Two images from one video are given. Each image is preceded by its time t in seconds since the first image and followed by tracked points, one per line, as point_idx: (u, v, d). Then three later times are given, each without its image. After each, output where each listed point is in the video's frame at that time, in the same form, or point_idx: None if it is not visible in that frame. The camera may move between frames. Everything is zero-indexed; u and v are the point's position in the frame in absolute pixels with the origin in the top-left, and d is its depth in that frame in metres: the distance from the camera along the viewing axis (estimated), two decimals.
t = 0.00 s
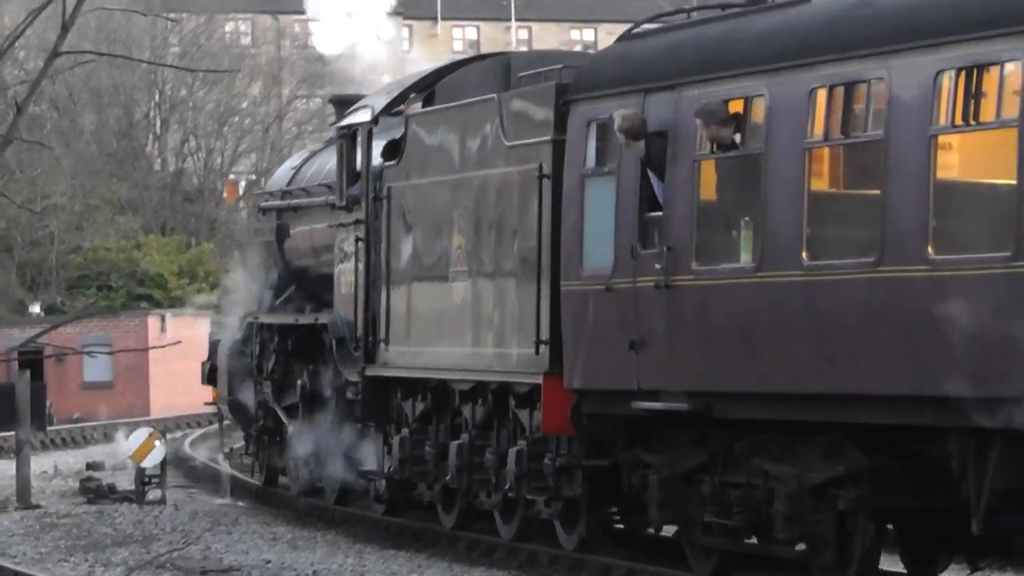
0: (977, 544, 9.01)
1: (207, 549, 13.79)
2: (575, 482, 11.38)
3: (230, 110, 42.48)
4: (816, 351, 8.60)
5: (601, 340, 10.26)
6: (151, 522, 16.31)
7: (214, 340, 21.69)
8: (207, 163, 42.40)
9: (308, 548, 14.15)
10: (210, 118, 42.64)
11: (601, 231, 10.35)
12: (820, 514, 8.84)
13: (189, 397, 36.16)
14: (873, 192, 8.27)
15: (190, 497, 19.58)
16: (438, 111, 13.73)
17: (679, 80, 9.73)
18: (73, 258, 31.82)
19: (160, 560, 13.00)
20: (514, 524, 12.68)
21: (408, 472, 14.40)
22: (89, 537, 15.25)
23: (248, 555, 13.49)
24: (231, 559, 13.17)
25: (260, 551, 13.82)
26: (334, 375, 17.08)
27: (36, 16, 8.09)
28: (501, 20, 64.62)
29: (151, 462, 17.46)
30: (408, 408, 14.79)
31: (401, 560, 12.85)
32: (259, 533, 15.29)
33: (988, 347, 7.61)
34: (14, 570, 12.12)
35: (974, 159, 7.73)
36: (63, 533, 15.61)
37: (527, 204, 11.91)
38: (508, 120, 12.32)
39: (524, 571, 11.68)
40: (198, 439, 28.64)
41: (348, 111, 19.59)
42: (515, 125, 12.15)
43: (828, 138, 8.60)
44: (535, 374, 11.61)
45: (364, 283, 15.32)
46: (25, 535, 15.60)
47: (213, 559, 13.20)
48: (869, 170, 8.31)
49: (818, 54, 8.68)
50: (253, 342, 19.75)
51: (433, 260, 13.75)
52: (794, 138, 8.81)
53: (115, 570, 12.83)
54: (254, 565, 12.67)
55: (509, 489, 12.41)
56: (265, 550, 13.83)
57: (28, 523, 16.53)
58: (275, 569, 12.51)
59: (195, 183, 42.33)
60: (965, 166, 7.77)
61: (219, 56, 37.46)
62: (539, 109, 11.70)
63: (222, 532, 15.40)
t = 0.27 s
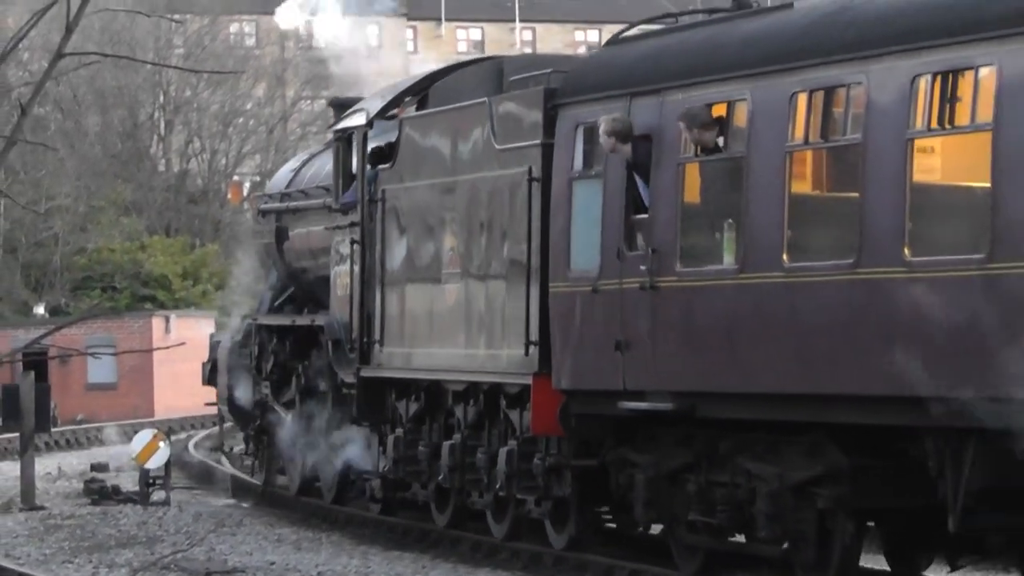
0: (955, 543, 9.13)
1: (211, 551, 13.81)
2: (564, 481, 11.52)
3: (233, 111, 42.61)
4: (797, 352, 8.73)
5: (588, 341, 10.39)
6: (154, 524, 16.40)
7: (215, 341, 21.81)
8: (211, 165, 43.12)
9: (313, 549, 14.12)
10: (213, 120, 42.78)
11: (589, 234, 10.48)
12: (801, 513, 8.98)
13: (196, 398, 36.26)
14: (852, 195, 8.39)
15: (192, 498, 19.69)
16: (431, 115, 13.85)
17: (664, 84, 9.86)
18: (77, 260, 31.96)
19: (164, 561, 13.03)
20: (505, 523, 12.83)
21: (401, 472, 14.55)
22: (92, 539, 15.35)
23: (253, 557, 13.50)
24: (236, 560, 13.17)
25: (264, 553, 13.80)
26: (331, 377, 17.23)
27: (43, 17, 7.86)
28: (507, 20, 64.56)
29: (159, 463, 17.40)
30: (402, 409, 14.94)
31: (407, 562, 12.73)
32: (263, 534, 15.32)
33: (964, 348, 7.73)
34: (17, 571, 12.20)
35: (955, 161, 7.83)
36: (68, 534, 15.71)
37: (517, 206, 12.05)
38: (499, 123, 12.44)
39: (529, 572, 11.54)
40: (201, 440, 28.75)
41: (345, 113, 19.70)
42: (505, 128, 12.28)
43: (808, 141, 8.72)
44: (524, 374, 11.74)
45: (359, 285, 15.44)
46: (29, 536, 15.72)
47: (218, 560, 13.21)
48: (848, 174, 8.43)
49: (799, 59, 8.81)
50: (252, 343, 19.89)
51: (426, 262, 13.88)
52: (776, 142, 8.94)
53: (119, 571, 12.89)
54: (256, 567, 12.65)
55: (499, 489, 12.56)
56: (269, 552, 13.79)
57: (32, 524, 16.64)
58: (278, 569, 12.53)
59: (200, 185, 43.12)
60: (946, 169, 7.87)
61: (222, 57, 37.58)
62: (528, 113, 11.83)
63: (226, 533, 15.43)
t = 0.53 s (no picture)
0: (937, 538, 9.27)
1: (216, 551, 13.82)
2: (555, 479, 11.63)
3: (237, 111, 42.67)
4: (780, 352, 8.84)
5: (578, 340, 10.50)
6: (158, 524, 16.48)
7: (215, 341, 21.89)
8: (215, 166, 43.03)
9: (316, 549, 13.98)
10: (217, 120, 42.85)
11: (578, 234, 10.59)
12: (786, 510, 9.11)
13: (199, 398, 36.33)
14: (835, 197, 8.50)
15: (194, 497, 19.77)
16: (426, 117, 13.95)
17: (652, 86, 9.97)
18: (80, 260, 32.05)
19: (169, 562, 13.04)
20: (498, 522, 12.96)
21: (397, 471, 14.66)
22: (96, 539, 15.43)
23: (256, 556, 13.43)
24: (239, 560, 13.12)
25: (267, 552, 13.75)
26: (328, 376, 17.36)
27: (47, 16, 7.38)
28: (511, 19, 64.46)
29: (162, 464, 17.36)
30: (397, 408, 15.07)
31: (412, 561, 12.68)
32: (267, 534, 15.32)
33: (942, 347, 7.84)
34: (22, 571, 12.25)
35: (940, 161, 7.90)
36: (73, 534, 15.82)
37: (508, 207, 12.17)
38: (492, 125, 12.54)
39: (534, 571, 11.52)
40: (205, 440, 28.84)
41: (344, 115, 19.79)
42: (498, 130, 12.40)
43: (792, 143, 8.83)
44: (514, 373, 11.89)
45: (355, 286, 15.54)
46: (34, 536, 15.81)
47: (222, 561, 13.10)
48: (830, 175, 8.54)
49: (783, 62, 8.92)
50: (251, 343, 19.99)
51: (421, 263, 13.98)
52: (760, 144, 9.05)
53: (123, 572, 12.87)
54: (260, 567, 12.56)
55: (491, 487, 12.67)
56: (272, 551, 13.74)
57: (35, 525, 16.74)
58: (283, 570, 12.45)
59: (203, 185, 42.97)
60: (931, 169, 7.94)
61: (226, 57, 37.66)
62: (518, 115, 11.95)
63: (231, 533, 15.46)
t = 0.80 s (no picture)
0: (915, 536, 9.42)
1: (219, 551, 13.83)
2: (544, 478, 11.76)
3: (241, 112, 42.73)
4: (760, 351, 8.98)
5: (564, 339, 10.64)
6: (161, 524, 16.58)
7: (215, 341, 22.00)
8: (218, 166, 42.74)
9: (320, 549, 13.93)
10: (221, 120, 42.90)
11: (565, 235, 10.72)
12: (767, 508, 9.26)
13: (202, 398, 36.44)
14: (813, 199, 8.64)
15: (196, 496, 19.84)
16: (420, 119, 14.07)
17: (637, 89, 10.10)
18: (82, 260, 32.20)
19: (173, 562, 13.07)
20: (489, 520, 13.13)
21: (390, 469, 14.80)
22: (100, 540, 15.52)
23: (260, 557, 13.42)
24: (243, 560, 13.13)
25: (271, 552, 13.74)
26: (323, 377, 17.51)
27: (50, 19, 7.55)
28: (514, 20, 64.50)
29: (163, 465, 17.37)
30: (390, 408, 15.23)
31: (415, 562, 12.56)
32: (271, 534, 15.35)
33: (917, 347, 7.97)
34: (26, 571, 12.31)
35: (921, 163, 8.00)
36: (75, 535, 15.92)
37: (498, 209, 12.31)
38: (482, 127, 12.67)
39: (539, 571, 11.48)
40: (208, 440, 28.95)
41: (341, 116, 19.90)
42: (488, 133, 12.52)
43: (772, 145, 8.97)
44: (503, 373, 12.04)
45: (350, 287, 15.66)
46: (37, 538, 15.92)
47: (225, 561, 13.15)
48: (809, 176, 8.68)
49: (763, 66, 9.06)
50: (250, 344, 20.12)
51: (414, 264, 14.10)
52: (741, 147, 9.19)
53: (128, 571, 12.90)
54: (264, 567, 12.54)
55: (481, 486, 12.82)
56: (276, 552, 13.73)
57: (38, 525, 16.87)
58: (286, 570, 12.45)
59: (207, 186, 42.66)
60: (913, 171, 8.04)
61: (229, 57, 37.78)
62: (506, 119, 12.09)
63: (235, 534, 15.52)
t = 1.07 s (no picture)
0: (891, 531, 9.57)
1: (220, 551, 13.87)
2: (531, 475, 11.90)
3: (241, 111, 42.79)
4: (738, 349, 9.12)
5: (547, 337, 10.78)
6: (161, 524, 16.69)
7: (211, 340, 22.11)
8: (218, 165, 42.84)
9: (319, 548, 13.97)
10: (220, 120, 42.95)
11: (549, 234, 10.86)
12: (746, 504, 9.42)
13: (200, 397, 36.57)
14: (789, 199, 8.78)
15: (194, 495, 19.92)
16: (409, 121, 14.19)
17: (620, 90, 10.24)
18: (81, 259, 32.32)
19: (172, 561, 13.14)
20: (477, 515, 13.34)
21: (381, 466, 14.95)
22: (99, 539, 15.62)
23: (259, 557, 13.46)
24: (244, 560, 13.19)
25: (271, 552, 13.78)
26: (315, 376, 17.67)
27: (48, 19, 7.58)
28: (513, 19, 64.48)
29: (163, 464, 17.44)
30: (381, 405, 15.36)
31: (415, 561, 12.52)
32: (272, 534, 15.42)
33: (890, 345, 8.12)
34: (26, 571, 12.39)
35: (900, 164, 8.12)
36: (75, 535, 16.04)
37: (484, 209, 12.45)
38: (470, 128, 12.80)
39: (540, 570, 11.52)
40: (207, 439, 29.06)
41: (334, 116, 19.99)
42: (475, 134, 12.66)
43: (749, 146, 9.11)
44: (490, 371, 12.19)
45: (341, 286, 15.79)
46: (36, 537, 16.04)
47: (226, 560, 13.21)
48: (786, 177, 8.82)
49: (742, 69, 9.20)
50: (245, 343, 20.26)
51: (404, 263, 14.23)
52: (719, 148, 9.33)
53: (129, 570, 12.98)
54: (264, 567, 12.58)
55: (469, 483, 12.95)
56: (276, 552, 13.78)
57: (38, 525, 17.00)
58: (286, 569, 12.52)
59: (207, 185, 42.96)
60: (892, 172, 8.16)
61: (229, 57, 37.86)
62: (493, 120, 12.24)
63: (234, 533, 15.62)
